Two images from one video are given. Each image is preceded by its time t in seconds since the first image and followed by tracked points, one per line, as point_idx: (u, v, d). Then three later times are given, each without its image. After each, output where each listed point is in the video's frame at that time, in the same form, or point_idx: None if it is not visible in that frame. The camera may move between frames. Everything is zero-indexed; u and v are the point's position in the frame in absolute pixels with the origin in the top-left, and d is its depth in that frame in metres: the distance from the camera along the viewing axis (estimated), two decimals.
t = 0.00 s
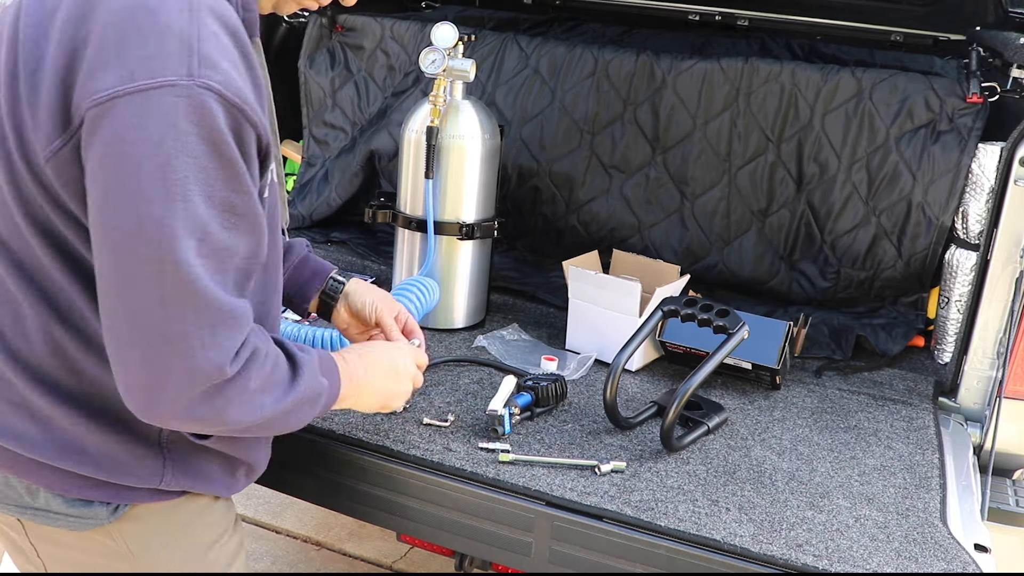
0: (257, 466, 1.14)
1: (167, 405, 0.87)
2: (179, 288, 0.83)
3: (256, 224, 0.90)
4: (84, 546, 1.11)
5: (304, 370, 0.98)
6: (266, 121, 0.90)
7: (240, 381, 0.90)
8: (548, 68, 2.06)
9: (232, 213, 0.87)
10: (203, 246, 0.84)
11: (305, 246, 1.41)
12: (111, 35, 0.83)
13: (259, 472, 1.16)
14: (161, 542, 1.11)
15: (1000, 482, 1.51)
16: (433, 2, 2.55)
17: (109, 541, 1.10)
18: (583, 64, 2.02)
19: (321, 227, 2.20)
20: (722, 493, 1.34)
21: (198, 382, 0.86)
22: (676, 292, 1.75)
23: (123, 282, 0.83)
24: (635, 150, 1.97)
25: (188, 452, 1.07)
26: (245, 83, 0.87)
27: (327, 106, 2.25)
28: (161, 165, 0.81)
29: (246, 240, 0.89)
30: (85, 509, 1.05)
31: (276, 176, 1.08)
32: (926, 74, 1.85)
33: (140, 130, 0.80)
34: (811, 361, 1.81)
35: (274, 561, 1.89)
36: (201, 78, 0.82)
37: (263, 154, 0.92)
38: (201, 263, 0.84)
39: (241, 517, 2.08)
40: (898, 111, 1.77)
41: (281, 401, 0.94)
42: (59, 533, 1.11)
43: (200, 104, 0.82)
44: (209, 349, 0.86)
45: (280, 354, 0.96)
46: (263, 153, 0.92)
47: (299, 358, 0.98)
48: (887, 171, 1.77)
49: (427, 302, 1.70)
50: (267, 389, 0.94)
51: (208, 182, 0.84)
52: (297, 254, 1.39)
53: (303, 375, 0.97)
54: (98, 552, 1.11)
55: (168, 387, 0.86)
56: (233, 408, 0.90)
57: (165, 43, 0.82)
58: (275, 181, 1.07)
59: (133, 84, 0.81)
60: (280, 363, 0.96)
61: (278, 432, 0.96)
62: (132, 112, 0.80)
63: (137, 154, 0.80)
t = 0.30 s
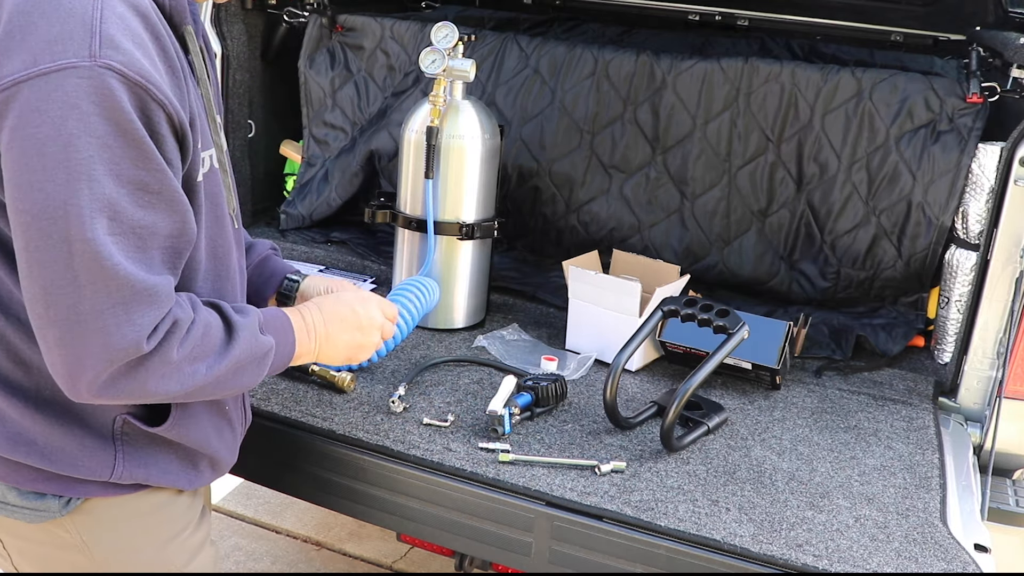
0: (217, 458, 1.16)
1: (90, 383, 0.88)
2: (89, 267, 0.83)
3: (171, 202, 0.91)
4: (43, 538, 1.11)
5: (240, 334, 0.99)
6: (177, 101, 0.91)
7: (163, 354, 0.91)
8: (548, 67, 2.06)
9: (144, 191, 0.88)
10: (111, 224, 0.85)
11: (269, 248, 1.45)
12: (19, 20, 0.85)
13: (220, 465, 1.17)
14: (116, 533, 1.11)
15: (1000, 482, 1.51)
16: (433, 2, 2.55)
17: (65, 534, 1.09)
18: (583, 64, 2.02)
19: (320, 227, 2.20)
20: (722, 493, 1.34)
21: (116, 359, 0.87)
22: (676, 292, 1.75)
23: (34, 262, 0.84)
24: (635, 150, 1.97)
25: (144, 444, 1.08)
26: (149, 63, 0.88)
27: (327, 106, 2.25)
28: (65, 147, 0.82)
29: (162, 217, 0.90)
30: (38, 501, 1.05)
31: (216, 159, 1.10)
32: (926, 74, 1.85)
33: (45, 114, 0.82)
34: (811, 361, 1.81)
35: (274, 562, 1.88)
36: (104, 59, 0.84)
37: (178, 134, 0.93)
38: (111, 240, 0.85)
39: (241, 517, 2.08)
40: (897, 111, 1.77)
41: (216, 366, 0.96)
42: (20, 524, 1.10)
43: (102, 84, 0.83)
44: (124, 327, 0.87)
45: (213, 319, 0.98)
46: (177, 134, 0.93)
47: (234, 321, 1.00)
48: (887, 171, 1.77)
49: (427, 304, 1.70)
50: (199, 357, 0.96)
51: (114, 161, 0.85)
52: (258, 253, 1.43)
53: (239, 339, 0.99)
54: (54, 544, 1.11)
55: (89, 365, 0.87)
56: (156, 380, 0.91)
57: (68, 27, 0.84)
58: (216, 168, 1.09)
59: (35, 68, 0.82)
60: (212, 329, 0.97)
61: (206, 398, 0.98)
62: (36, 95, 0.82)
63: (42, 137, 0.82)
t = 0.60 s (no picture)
0: (224, 459, 1.16)
1: (92, 384, 0.88)
2: (97, 266, 0.83)
3: (184, 203, 0.90)
4: (51, 540, 1.11)
5: (239, 351, 0.99)
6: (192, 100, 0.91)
7: (163, 360, 0.91)
8: (548, 67, 2.06)
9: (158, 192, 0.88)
10: (124, 224, 0.85)
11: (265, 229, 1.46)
12: (41, 17, 0.85)
13: (226, 465, 1.17)
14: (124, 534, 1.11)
15: (1000, 482, 1.51)
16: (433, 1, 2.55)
17: (74, 535, 1.10)
18: (583, 64, 2.02)
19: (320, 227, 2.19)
20: (722, 493, 1.34)
21: (119, 361, 0.87)
22: (676, 292, 1.75)
23: (44, 257, 0.83)
24: (635, 150, 1.97)
25: (152, 445, 1.08)
26: (167, 62, 0.88)
27: (327, 106, 2.25)
28: (82, 143, 0.82)
29: (174, 219, 0.90)
30: (45, 502, 1.06)
31: (227, 160, 1.10)
32: (926, 74, 1.85)
33: (63, 109, 0.82)
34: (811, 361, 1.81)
35: (274, 562, 1.88)
36: (123, 57, 0.84)
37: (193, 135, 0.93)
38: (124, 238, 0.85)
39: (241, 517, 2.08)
40: (898, 111, 1.77)
41: (213, 383, 0.96)
42: (29, 527, 1.11)
43: (122, 81, 0.83)
44: (129, 331, 0.86)
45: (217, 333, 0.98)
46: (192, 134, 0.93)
47: (237, 340, 1.00)
48: (887, 171, 1.77)
49: (427, 304, 1.70)
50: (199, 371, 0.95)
51: (129, 159, 0.85)
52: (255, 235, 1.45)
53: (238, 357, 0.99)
54: (63, 545, 1.11)
55: (93, 366, 0.87)
56: (156, 389, 0.91)
57: (89, 24, 0.84)
58: (226, 169, 1.10)
59: (55, 63, 0.82)
60: (214, 344, 0.97)
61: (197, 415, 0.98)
62: (56, 91, 0.82)
63: (59, 132, 0.82)
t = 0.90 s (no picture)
0: (245, 458, 1.15)
1: (214, 341, 0.92)
2: (216, 239, 0.88)
3: (262, 179, 0.95)
4: (74, 542, 1.11)
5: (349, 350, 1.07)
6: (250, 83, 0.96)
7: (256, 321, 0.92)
8: (548, 67, 2.06)
9: (246, 174, 0.93)
10: (226, 205, 0.89)
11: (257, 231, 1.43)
12: (92, 26, 0.86)
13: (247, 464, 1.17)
14: (149, 535, 1.11)
15: (1000, 482, 1.51)
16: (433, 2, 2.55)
17: (98, 537, 1.10)
18: (583, 64, 2.02)
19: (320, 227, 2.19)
20: (722, 493, 1.34)
21: (253, 334, 0.92)
22: (676, 292, 1.75)
23: (165, 251, 0.87)
24: (635, 150, 1.97)
25: (178, 442, 1.08)
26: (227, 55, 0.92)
27: (327, 106, 2.25)
28: (176, 143, 0.85)
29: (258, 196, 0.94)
30: (73, 505, 1.06)
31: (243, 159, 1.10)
32: (926, 74, 1.85)
33: (149, 111, 0.84)
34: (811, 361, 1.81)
35: (274, 561, 1.89)
36: (196, 56, 0.87)
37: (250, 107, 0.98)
38: (233, 224, 0.89)
39: (241, 517, 2.09)
40: (898, 111, 1.77)
41: (341, 372, 1.02)
42: (50, 531, 1.10)
43: (198, 80, 0.86)
44: (262, 307, 0.92)
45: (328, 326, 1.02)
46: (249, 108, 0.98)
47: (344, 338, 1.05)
48: (887, 171, 1.77)
49: (427, 304, 1.70)
50: (326, 361, 1.01)
51: (218, 151, 0.89)
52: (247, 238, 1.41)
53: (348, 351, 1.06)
54: (87, 547, 1.11)
55: (215, 325, 0.91)
56: (296, 368, 0.97)
57: (154, 30, 0.86)
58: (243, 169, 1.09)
59: (132, 71, 0.84)
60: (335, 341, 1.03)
61: (323, 409, 1.02)
62: (138, 98, 0.84)
63: (150, 134, 0.84)
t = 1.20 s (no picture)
0: (225, 458, 1.16)
1: (94, 387, 0.86)
2: (92, 274, 0.82)
3: (181, 206, 0.89)
4: (52, 541, 1.10)
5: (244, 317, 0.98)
6: (186, 104, 0.90)
7: (165, 354, 0.90)
8: (548, 67, 2.06)
9: (152, 193, 0.86)
10: (123, 231, 0.84)
11: (267, 214, 1.46)
12: (30, 22, 0.85)
13: (228, 466, 1.18)
14: (128, 533, 1.11)
15: (1000, 482, 1.51)
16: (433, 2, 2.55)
17: (75, 535, 1.09)
18: (583, 64, 2.02)
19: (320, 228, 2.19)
20: (722, 493, 1.34)
21: (113, 364, 0.85)
22: (677, 292, 1.75)
23: (39, 267, 0.83)
24: (635, 150, 1.97)
25: (154, 444, 1.09)
26: (160, 67, 0.88)
27: (327, 106, 2.25)
28: (72, 149, 0.81)
29: (173, 222, 0.89)
30: (49, 503, 1.05)
31: (224, 160, 1.10)
32: (926, 74, 1.85)
33: (55, 115, 0.81)
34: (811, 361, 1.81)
35: (274, 561, 1.89)
36: (113, 61, 0.83)
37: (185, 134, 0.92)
38: (118, 246, 0.84)
39: (241, 517, 2.09)
40: (898, 111, 1.77)
41: (218, 354, 0.96)
42: (29, 528, 1.10)
43: (113, 87, 0.82)
44: (123, 334, 0.85)
45: (212, 304, 0.95)
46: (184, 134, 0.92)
47: (235, 302, 0.98)
48: (887, 171, 1.77)
49: (427, 305, 1.70)
50: (199, 350, 0.94)
51: (124, 167, 0.84)
52: (258, 220, 1.44)
53: (242, 323, 0.98)
54: (65, 546, 1.10)
55: (88, 371, 0.85)
56: (159, 378, 0.91)
57: (78, 30, 0.83)
58: (223, 168, 1.09)
59: (45, 70, 0.81)
60: (215, 318, 0.96)
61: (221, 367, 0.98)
62: (47, 97, 0.81)
63: (51, 139, 0.81)
